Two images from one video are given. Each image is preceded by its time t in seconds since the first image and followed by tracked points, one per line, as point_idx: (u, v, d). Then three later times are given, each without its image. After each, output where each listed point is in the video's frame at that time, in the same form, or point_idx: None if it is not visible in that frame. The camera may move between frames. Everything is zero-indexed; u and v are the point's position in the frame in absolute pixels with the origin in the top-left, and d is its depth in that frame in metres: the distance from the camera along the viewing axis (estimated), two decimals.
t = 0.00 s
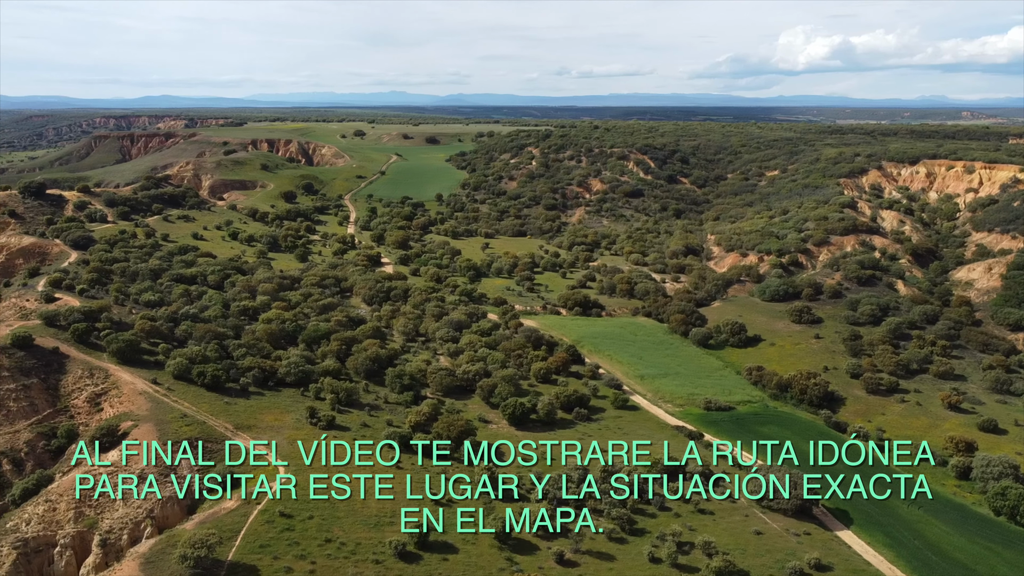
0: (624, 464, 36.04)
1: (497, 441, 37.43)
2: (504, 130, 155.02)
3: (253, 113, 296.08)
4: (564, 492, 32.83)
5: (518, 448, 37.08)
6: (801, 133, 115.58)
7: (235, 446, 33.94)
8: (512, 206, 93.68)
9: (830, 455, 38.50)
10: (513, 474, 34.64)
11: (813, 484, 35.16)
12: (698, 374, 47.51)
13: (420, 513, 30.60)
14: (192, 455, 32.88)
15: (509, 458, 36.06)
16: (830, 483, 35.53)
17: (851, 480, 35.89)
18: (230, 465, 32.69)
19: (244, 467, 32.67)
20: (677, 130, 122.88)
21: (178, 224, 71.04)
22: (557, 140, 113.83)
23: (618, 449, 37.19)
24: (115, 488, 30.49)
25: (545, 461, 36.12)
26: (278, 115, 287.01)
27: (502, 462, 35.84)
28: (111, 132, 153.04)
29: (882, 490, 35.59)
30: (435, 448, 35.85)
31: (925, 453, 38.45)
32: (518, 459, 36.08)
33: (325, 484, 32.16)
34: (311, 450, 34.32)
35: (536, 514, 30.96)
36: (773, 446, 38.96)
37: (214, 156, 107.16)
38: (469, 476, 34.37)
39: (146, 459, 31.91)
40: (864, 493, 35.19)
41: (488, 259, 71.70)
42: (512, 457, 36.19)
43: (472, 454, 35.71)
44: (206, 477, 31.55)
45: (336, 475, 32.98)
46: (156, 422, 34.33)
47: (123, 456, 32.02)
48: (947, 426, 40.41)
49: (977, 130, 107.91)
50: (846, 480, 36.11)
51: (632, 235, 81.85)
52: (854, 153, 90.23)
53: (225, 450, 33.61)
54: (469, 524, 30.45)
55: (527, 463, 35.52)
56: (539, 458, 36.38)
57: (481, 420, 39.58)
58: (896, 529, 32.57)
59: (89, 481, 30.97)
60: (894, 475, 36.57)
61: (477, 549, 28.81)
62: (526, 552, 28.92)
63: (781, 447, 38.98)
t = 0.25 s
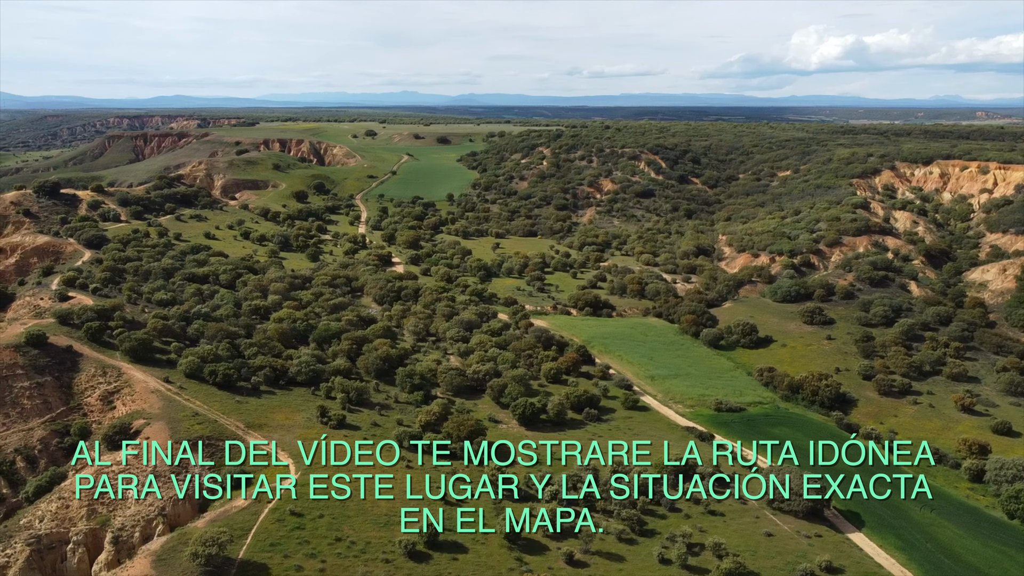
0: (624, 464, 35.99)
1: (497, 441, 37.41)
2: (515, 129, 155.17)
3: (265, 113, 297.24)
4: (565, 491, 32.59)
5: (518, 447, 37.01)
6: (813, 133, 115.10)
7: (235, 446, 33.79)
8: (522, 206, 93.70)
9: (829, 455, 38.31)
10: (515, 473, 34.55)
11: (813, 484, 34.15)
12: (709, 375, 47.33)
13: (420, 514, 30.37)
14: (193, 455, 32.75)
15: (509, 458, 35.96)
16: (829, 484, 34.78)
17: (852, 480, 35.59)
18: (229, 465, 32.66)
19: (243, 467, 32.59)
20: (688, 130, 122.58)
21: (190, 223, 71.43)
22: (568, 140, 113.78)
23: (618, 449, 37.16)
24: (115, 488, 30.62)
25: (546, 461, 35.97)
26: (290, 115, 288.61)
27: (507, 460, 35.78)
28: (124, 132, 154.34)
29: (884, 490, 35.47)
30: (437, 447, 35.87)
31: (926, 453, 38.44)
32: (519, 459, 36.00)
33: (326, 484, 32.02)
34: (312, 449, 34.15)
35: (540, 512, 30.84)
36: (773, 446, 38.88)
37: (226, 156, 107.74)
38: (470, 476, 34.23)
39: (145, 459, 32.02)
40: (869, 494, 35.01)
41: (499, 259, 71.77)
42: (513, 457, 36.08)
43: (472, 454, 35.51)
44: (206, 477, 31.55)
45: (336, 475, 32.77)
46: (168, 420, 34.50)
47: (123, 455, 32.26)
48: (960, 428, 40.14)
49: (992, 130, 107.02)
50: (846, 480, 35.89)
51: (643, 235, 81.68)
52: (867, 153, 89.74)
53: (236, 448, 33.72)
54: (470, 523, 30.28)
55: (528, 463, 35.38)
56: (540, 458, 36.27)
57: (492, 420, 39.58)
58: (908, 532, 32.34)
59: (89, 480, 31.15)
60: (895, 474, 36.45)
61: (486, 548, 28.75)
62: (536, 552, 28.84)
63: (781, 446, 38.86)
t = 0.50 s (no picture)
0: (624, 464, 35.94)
1: (498, 441, 37.11)
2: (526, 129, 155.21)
3: (276, 113, 298.37)
4: (565, 491, 32.68)
5: (518, 448, 36.90)
6: (825, 134, 114.58)
7: (235, 446, 33.74)
8: (533, 207, 93.72)
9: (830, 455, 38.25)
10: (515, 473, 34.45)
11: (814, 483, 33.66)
12: (720, 376, 47.18)
13: (420, 514, 30.34)
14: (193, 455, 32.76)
15: (509, 458, 35.86)
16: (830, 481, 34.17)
17: (852, 480, 35.43)
18: (229, 465, 32.68)
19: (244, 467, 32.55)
20: (699, 130, 122.27)
21: (202, 222, 71.83)
22: (578, 140, 113.74)
23: (618, 449, 37.13)
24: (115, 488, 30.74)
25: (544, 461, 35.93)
26: (301, 115, 289.99)
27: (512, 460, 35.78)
28: (136, 132, 155.46)
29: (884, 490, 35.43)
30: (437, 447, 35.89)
31: (926, 453, 38.58)
32: (519, 459, 35.92)
33: (326, 484, 31.93)
34: (312, 449, 34.12)
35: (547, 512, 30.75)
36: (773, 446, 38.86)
37: (238, 156, 108.29)
38: (470, 475, 34.08)
39: (145, 459, 32.14)
40: (880, 496, 34.84)
41: (509, 259, 71.84)
42: (513, 457, 35.96)
43: (472, 454, 35.41)
44: (206, 477, 31.59)
45: (337, 475, 32.69)
46: (179, 418, 34.66)
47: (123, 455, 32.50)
48: (973, 431, 39.88)
49: (1006, 130, 106.10)
50: (846, 480, 35.75)
51: (654, 235, 81.53)
52: (879, 153, 89.25)
53: (246, 446, 33.83)
54: (470, 522, 30.17)
55: (528, 463, 35.36)
56: (540, 458, 36.25)
57: (501, 420, 39.58)
58: (920, 534, 32.13)
59: (89, 480, 31.34)
60: (895, 474, 36.41)
61: (496, 548, 28.70)
62: (545, 552, 28.76)
63: (782, 447, 38.85)
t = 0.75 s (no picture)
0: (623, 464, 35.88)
1: (497, 441, 36.61)
2: (534, 129, 155.29)
3: (285, 113, 299.28)
4: (564, 491, 32.76)
5: (518, 448, 36.70)
6: (834, 134, 114.17)
7: (235, 446, 33.63)
8: (541, 207, 93.73)
9: (829, 455, 38.18)
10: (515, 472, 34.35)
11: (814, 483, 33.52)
12: (728, 377, 47.08)
13: (420, 514, 30.22)
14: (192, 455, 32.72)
15: (509, 458, 35.66)
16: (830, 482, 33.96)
17: (852, 480, 35.22)
18: (229, 465, 32.59)
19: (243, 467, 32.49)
20: (707, 130, 122.00)
21: (212, 221, 72.13)
22: (587, 140, 113.69)
23: (618, 449, 37.04)
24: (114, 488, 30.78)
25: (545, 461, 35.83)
26: (309, 115, 290.72)
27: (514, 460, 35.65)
28: (147, 132, 156.31)
29: (884, 489, 35.33)
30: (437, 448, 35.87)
31: (926, 453, 38.59)
32: (518, 459, 35.75)
33: (326, 484, 31.81)
34: (312, 448, 34.13)
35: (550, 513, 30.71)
36: (773, 446, 38.82)
37: (247, 156, 108.65)
38: (470, 475, 33.90)
39: (145, 459, 32.29)
40: (890, 499, 34.63)
41: (517, 259, 71.89)
42: (513, 457, 35.78)
43: (472, 454, 35.31)
44: (206, 477, 31.53)
45: (336, 475, 32.56)
46: (188, 417, 34.78)
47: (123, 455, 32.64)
48: (983, 433, 39.68)
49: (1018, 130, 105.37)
50: (846, 480, 35.53)
51: (662, 236, 81.38)
52: (889, 153, 88.89)
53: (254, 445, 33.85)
54: (470, 522, 30.03)
55: (527, 463, 35.20)
56: (540, 458, 36.14)
57: (509, 420, 39.57)
58: (929, 536, 31.96)
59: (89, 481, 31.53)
60: (895, 474, 36.30)
61: (503, 548, 28.65)
62: (552, 553, 28.70)
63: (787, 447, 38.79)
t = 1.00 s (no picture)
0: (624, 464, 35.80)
1: (496, 441, 36.35)
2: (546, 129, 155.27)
3: (298, 113, 300.66)
4: (564, 491, 32.78)
5: (518, 447, 36.52)
6: (846, 134, 113.54)
7: (234, 445, 33.41)
8: (551, 207, 93.72)
9: (829, 455, 38.08)
10: (513, 473, 34.33)
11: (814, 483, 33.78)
12: (739, 378, 46.92)
13: (421, 514, 30.20)
14: (192, 454, 32.61)
15: (509, 458, 35.57)
16: (830, 481, 34.08)
17: (852, 480, 34.95)
18: (230, 465, 32.46)
19: (243, 468, 32.38)
20: (718, 130, 121.62)
21: (223, 221, 72.49)
22: (597, 140, 113.60)
23: (617, 449, 36.89)
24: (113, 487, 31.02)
25: (546, 461, 35.75)
26: (321, 115, 292.01)
27: (516, 459, 35.54)
28: (160, 132, 157.37)
29: (884, 490, 35.20)
30: (437, 448, 35.87)
31: (926, 453, 38.39)
32: (518, 459, 35.58)
33: (326, 484, 31.70)
34: (312, 448, 34.05)
35: (556, 512, 30.93)
36: (779, 447, 38.73)
37: (258, 155, 109.15)
38: (470, 475, 33.85)
39: (145, 459, 32.42)
40: (902, 502, 34.40)
41: (527, 259, 71.93)
42: (513, 457, 35.65)
43: (472, 454, 35.30)
44: (206, 477, 31.36)
45: (337, 475, 32.44)
46: (200, 416, 34.92)
47: (123, 455, 32.89)
48: (996, 435, 39.36)
49: None
50: (846, 480, 35.24)
51: (673, 236, 81.18)
52: (902, 153, 88.31)
53: (265, 444, 33.95)
54: (470, 523, 29.96)
55: (528, 463, 35.03)
56: (540, 458, 36.03)
57: (518, 420, 39.57)
58: (941, 539, 31.75)
59: (88, 481, 32.12)
60: (895, 475, 36.15)
61: (512, 548, 28.60)
62: (561, 553, 28.64)
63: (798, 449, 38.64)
